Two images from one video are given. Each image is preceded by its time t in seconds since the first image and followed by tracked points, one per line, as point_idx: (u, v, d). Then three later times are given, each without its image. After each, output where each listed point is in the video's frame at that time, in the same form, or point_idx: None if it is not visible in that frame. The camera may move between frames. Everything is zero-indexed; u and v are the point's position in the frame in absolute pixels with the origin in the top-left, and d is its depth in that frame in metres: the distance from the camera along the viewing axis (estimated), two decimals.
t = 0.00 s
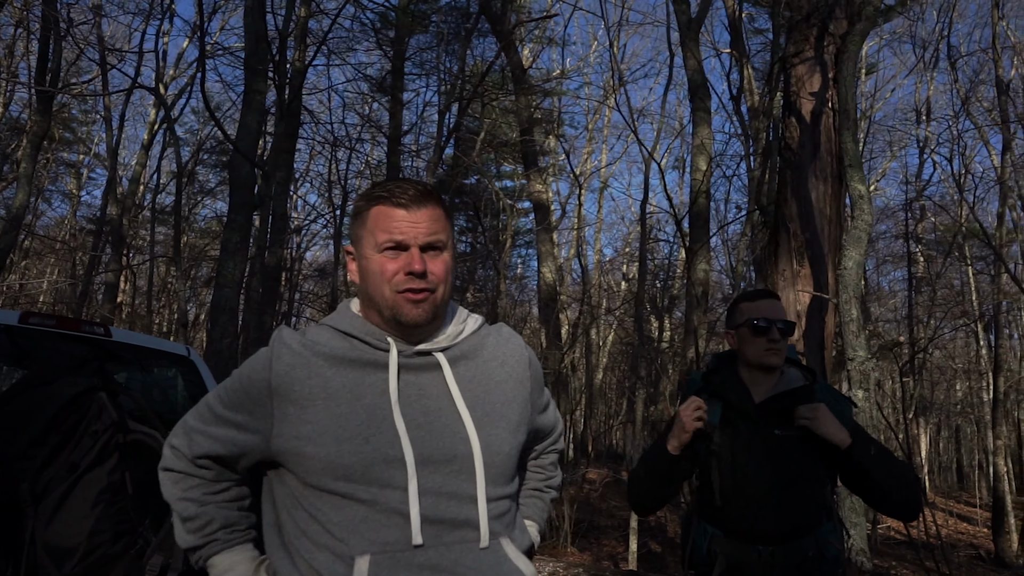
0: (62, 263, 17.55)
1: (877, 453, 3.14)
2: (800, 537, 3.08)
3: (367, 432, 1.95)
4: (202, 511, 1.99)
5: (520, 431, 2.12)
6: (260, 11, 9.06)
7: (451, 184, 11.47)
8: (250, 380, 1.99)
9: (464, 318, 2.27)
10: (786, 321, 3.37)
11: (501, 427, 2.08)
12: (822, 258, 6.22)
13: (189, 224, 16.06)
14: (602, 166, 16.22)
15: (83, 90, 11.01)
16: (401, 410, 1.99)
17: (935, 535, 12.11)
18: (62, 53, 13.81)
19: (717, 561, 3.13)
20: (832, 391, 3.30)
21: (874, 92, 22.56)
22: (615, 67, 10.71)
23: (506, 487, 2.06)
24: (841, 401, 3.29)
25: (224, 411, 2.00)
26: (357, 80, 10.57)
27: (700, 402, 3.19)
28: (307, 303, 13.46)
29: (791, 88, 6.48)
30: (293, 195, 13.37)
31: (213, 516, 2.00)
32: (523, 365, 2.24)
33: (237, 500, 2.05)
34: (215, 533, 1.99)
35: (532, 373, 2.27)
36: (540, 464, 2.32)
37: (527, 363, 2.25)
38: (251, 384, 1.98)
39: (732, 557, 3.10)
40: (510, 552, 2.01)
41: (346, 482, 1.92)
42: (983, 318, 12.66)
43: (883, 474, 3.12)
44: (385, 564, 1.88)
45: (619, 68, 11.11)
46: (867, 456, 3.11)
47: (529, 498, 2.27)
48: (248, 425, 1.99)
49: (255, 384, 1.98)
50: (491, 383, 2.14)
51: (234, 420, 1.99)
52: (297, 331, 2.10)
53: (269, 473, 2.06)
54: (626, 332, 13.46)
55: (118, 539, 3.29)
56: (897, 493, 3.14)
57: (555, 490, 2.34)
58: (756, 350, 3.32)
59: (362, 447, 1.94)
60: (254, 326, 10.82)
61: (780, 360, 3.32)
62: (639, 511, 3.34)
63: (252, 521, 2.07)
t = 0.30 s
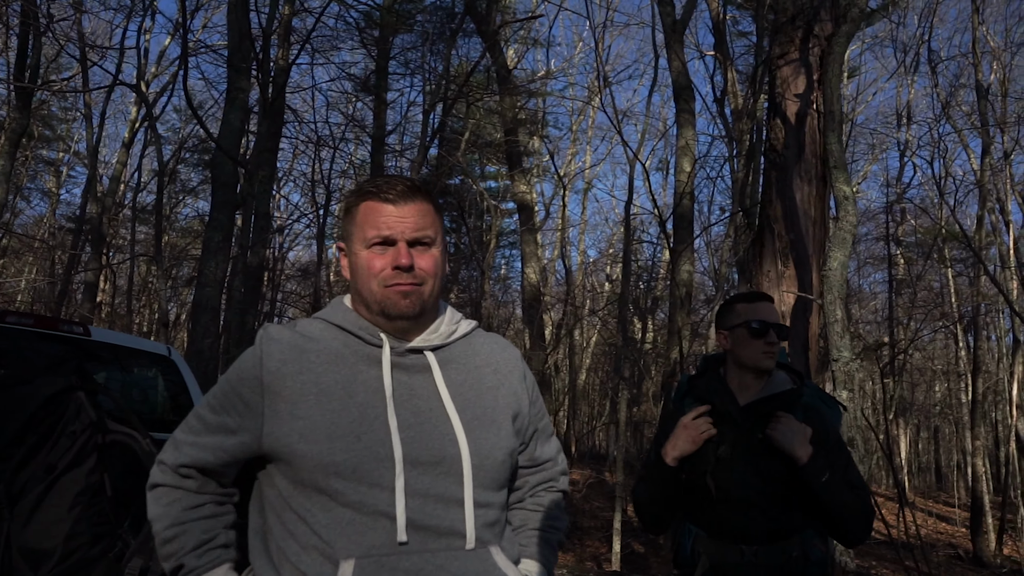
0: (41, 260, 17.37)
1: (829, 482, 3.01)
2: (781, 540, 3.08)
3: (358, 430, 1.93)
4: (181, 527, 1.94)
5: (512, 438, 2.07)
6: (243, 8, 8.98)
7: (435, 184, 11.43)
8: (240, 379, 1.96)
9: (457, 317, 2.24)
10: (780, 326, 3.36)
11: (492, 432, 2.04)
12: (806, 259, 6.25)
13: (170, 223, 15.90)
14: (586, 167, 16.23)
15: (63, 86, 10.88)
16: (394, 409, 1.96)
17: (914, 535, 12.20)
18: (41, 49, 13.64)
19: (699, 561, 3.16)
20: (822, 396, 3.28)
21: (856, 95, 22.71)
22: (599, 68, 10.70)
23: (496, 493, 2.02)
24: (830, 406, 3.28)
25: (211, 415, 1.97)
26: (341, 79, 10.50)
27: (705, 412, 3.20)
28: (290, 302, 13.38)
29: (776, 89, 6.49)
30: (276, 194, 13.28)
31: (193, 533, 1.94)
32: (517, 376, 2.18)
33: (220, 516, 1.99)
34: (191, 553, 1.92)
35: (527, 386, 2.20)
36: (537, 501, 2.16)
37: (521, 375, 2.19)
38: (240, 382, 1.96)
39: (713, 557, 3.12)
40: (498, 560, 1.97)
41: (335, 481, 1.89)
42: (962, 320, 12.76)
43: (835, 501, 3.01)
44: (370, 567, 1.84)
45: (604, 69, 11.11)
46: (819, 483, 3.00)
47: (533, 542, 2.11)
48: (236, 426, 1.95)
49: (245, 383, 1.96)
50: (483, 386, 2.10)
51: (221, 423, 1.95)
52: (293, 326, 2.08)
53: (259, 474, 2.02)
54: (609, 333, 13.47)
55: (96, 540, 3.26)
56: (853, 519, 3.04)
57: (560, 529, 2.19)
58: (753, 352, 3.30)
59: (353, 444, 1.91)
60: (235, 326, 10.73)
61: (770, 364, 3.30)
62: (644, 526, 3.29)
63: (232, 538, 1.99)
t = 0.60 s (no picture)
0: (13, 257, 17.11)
1: (811, 477, 3.02)
2: (761, 537, 3.09)
3: (340, 417, 1.91)
4: (156, 518, 1.89)
5: (496, 435, 2.04)
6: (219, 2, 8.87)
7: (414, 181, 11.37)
8: (224, 365, 1.95)
9: (449, 318, 2.22)
10: (752, 327, 3.38)
11: (475, 429, 2.00)
12: (784, 259, 6.27)
13: (145, 219, 15.73)
14: (565, 166, 16.22)
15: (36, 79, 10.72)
16: (375, 400, 1.94)
17: (887, 533, 12.32)
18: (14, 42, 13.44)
19: (679, 558, 3.17)
20: (800, 395, 3.29)
21: (833, 98, 22.87)
22: (579, 67, 10.69)
23: (478, 489, 1.99)
24: (808, 404, 3.30)
25: (195, 401, 1.94)
26: (320, 76, 10.42)
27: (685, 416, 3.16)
28: (266, 299, 13.28)
29: (755, 89, 6.52)
30: (253, 191, 13.18)
31: (168, 524, 1.89)
32: (505, 377, 2.15)
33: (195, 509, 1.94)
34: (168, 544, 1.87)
35: (515, 389, 2.16)
36: (537, 501, 2.13)
37: (509, 377, 2.16)
38: (225, 367, 1.94)
39: (691, 555, 3.13)
40: (475, 555, 1.93)
41: (315, 468, 1.86)
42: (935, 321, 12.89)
43: (817, 497, 3.02)
44: (346, 558, 1.81)
45: (583, 68, 11.10)
46: (801, 479, 3.00)
47: (535, 534, 2.08)
48: (220, 413, 1.93)
49: (230, 368, 1.94)
50: (468, 383, 2.07)
51: (204, 409, 1.93)
52: (282, 316, 2.07)
53: (241, 464, 1.99)
54: (588, 332, 13.47)
55: (66, 541, 3.29)
56: (833, 516, 3.06)
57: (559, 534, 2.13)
58: (706, 354, 3.32)
59: (334, 433, 1.89)
60: (211, 323, 10.63)
61: (743, 364, 3.32)
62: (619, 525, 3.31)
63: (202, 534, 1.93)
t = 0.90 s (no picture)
0: None
1: (790, 471, 3.04)
2: (738, 535, 3.11)
3: (322, 418, 1.88)
4: (161, 539, 1.86)
5: (480, 436, 2.03)
6: None
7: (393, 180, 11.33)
8: (209, 370, 1.91)
9: (434, 316, 2.20)
10: (724, 326, 3.41)
11: (458, 430, 1.99)
12: (761, 259, 6.31)
13: (120, 215, 15.56)
14: (546, 165, 16.21)
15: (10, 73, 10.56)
16: (357, 400, 1.92)
17: (861, 531, 12.44)
18: None
19: (656, 557, 3.17)
20: (775, 393, 3.31)
21: (812, 100, 23.03)
22: (558, 67, 10.71)
23: (460, 492, 1.98)
24: (783, 401, 3.32)
25: (182, 410, 1.89)
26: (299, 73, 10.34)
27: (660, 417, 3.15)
28: (243, 297, 13.19)
29: (733, 91, 6.55)
30: (231, 188, 13.07)
31: (175, 549, 1.87)
32: (490, 376, 2.14)
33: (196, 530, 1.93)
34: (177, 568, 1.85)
35: (500, 387, 2.15)
36: (519, 497, 2.12)
37: (495, 375, 2.15)
38: (209, 372, 1.90)
39: (669, 554, 3.13)
40: (453, 562, 1.90)
41: (296, 469, 1.84)
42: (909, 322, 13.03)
43: (795, 492, 3.04)
44: (325, 563, 1.79)
45: (564, 67, 11.08)
46: (780, 474, 3.01)
47: (516, 538, 2.07)
48: (203, 419, 1.88)
49: (215, 373, 1.90)
50: (453, 382, 2.06)
51: (189, 417, 1.88)
52: (265, 315, 2.05)
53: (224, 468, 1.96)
54: (567, 332, 13.49)
55: (35, 541, 3.20)
56: (812, 511, 3.07)
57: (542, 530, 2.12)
58: (680, 355, 3.37)
59: (316, 434, 1.86)
60: (187, 320, 10.54)
61: (716, 363, 3.36)
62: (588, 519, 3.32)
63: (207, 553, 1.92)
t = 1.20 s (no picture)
0: None
1: (764, 472, 3.05)
2: (715, 533, 3.12)
3: (297, 414, 1.87)
4: (136, 487, 1.89)
5: (459, 431, 2.00)
6: None
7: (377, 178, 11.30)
8: (187, 361, 1.93)
9: (415, 312, 2.19)
10: (699, 327, 3.45)
11: (436, 424, 1.97)
12: (741, 260, 6.35)
13: (100, 212, 15.43)
14: (529, 165, 16.22)
15: None
16: (335, 394, 1.90)
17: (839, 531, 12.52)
18: None
19: (635, 557, 3.17)
20: (750, 393, 3.34)
21: (794, 102, 23.17)
22: (542, 67, 10.70)
23: (440, 487, 1.93)
24: (759, 402, 3.36)
25: (158, 394, 1.94)
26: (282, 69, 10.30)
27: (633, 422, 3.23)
28: (225, 295, 13.12)
29: (715, 92, 6.59)
30: (213, 185, 13.00)
31: (146, 490, 1.89)
32: (470, 373, 2.12)
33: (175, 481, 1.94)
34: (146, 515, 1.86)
35: (479, 379, 2.12)
36: (489, 504, 2.02)
37: (474, 372, 2.12)
38: (186, 364, 1.92)
39: (648, 553, 3.13)
40: (429, 558, 1.86)
41: (271, 465, 1.83)
42: (889, 323, 13.13)
43: (771, 490, 3.05)
44: (302, 558, 1.78)
45: (548, 67, 11.09)
46: (754, 472, 3.03)
47: (484, 549, 1.95)
48: (184, 406, 1.91)
49: (192, 364, 1.92)
50: (431, 376, 2.04)
51: (168, 403, 1.92)
52: (247, 311, 2.05)
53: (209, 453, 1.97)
54: (550, 331, 13.50)
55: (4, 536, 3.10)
56: (786, 509, 3.09)
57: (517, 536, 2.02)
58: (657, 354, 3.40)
59: (292, 430, 1.86)
60: (167, 318, 10.47)
61: (693, 362, 3.39)
62: (574, 524, 3.28)
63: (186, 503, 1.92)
